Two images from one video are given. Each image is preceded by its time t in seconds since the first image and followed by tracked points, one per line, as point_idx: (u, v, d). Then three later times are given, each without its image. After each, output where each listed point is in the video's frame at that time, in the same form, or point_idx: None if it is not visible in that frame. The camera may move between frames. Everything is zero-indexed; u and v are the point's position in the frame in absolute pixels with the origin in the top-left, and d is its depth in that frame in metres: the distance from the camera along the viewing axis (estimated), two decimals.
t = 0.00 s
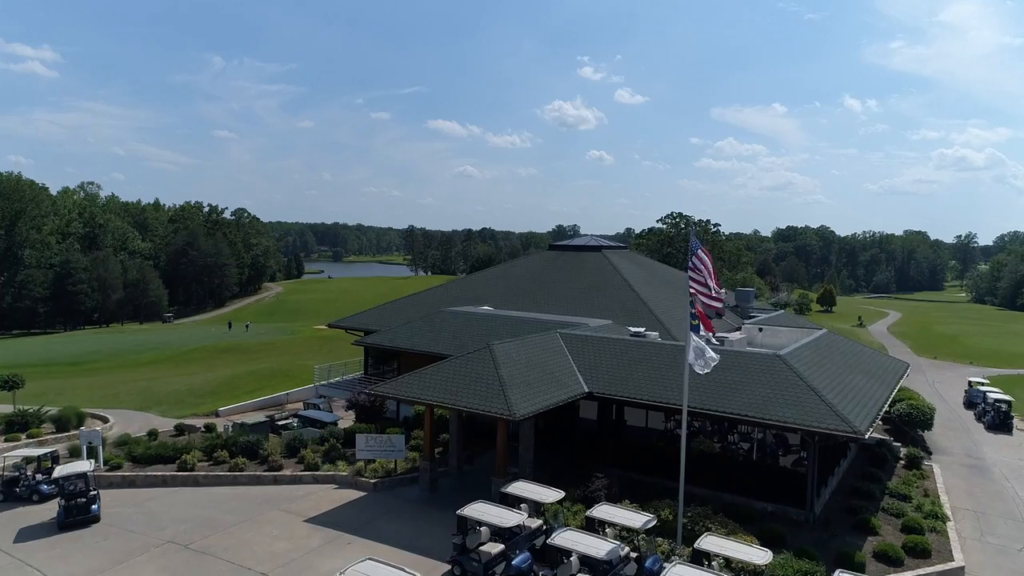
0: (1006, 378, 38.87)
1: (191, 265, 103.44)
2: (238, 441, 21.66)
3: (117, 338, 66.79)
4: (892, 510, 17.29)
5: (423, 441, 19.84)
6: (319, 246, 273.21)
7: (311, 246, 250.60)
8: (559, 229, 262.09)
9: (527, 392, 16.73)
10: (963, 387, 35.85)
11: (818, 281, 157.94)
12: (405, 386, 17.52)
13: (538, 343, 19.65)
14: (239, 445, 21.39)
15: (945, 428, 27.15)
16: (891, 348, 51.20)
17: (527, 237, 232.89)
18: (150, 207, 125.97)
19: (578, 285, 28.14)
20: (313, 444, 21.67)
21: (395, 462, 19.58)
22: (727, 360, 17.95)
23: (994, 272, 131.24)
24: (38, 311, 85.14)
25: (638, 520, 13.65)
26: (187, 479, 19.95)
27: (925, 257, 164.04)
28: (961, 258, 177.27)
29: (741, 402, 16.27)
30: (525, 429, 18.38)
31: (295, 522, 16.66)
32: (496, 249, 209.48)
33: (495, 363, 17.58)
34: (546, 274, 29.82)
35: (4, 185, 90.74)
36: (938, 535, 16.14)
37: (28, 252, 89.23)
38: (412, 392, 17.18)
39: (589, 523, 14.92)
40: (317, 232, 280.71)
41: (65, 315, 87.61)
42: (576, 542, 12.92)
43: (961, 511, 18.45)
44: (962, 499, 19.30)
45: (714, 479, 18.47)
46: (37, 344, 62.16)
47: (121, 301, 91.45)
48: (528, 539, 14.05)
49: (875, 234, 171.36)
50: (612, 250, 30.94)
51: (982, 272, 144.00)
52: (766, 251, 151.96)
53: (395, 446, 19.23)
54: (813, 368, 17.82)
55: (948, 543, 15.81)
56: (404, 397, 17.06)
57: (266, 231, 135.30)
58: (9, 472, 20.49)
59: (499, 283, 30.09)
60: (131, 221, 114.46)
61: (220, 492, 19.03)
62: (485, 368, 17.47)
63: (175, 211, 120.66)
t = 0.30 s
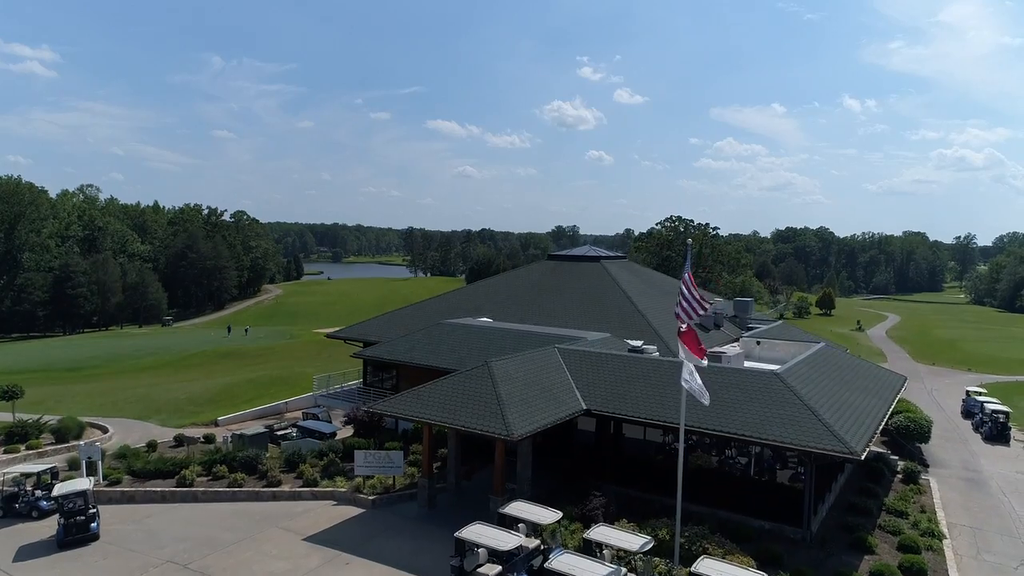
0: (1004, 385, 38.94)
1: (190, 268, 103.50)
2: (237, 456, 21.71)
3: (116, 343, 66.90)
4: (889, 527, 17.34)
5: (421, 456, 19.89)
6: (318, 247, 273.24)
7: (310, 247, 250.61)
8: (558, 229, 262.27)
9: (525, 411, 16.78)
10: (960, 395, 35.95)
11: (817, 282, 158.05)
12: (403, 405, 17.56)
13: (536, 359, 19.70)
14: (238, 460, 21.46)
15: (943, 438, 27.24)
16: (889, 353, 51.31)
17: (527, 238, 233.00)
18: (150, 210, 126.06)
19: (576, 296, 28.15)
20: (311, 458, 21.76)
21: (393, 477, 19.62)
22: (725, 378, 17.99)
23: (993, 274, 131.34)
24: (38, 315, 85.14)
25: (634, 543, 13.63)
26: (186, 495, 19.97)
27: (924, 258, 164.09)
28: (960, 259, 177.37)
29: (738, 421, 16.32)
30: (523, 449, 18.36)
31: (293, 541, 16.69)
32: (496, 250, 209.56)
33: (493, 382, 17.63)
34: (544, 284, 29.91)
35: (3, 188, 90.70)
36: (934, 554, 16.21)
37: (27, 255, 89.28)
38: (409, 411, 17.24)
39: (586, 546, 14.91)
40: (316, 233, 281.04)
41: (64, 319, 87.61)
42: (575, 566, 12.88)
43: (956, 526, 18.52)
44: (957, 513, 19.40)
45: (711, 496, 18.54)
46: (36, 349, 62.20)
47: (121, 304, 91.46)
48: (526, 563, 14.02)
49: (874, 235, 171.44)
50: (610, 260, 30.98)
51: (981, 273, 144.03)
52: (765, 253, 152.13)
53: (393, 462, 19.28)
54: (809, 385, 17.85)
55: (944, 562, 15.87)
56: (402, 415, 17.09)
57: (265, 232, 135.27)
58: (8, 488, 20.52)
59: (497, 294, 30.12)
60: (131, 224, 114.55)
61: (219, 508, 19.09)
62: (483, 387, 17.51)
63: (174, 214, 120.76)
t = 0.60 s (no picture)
0: (1003, 393, 38.98)
1: (190, 271, 103.48)
2: (236, 470, 21.80)
3: (116, 348, 66.93)
4: (886, 544, 17.41)
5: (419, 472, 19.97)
6: (318, 247, 273.33)
7: (310, 247, 250.42)
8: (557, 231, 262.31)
9: (523, 429, 16.84)
10: (958, 403, 35.97)
11: (817, 284, 158.17)
12: (400, 423, 17.60)
13: (533, 375, 19.74)
14: (237, 474, 21.55)
15: (940, 449, 27.32)
16: (888, 359, 51.34)
17: (526, 239, 233.02)
18: (150, 213, 126.12)
19: (575, 307, 28.21)
20: (310, 472, 21.87)
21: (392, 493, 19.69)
22: (721, 396, 18.04)
23: (993, 276, 131.24)
24: (37, 319, 85.02)
25: (632, 565, 13.68)
26: (185, 510, 20.04)
27: (924, 259, 164.02)
28: (959, 260, 177.30)
29: (734, 440, 16.39)
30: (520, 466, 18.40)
31: (291, 559, 16.75)
32: (495, 252, 209.53)
33: (490, 400, 17.67)
34: (543, 294, 29.98)
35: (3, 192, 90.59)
36: (930, 572, 16.29)
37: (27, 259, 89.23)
38: (406, 429, 17.30)
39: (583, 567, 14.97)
40: (316, 234, 281.00)
41: (64, 322, 87.50)
42: None
43: (954, 542, 18.60)
44: (954, 528, 19.47)
45: (708, 513, 18.62)
46: (36, 355, 62.19)
47: (120, 307, 91.39)
48: None
49: (874, 237, 171.41)
50: (609, 270, 31.03)
51: (981, 274, 143.94)
52: (765, 254, 152.24)
53: (392, 478, 19.34)
54: (805, 403, 17.91)
55: None
56: (399, 434, 17.15)
57: (264, 235, 135.23)
58: (7, 503, 20.57)
59: (496, 305, 30.16)
60: (130, 226, 114.48)
61: (218, 524, 19.15)
62: (481, 405, 17.56)
63: (174, 217, 120.79)
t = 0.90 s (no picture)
0: (1001, 401, 39.02)
1: (189, 274, 103.50)
2: (235, 484, 21.85)
3: (115, 353, 66.96)
4: (883, 562, 17.43)
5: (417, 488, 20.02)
6: (318, 248, 273.35)
7: (310, 248, 250.32)
8: (557, 231, 262.50)
9: (520, 448, 16.87)
10: (957, 411, 35.98)
11: (816, 286, 158.38)
12: (398, 442, 17.64)
13: (531, 392, 19.77)
14: (236, 489, 21.60)
15: (938, 460, 27.36)
16: (886, 364, 51.41)
17: (526, 240, 233.09)
18: (149, 216, 126.19)
19: (573, 319, 28.25)
20: (308, 486, 21.92)
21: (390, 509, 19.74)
22: (719, 414, 18.07)
23: (992, 277, 131.29)
24: (37, 323, 84.97)
25: None
26: (184, 526, 20.07)
27: (923, 260, 164.01)
28: (959, 261, 177.38)
29: (731, 459, 16.40)
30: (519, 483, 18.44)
31: None
32: (495, 253, 209.79)
33: (487, 418, 17.68)
34: (542, 305, 30.03)
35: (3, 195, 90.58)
36: None
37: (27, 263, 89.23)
38: (404, 449, 17.32)
39: None
40: (316, 235, 281.00)
41: (64, 326, 87.43)
42: None
43: (949, 558, 18.66)
44: (950, 544, 19.52)
45: (706, 530, 18.63)
46: (35, 360, 62.18)
47: (120, 311, 91.37)
48: None
49: (873, 238, 171.49)
50: (607, 281, 31.07)
51: (980, 276, 144.06)
52: (764, 256, 152.40)
53: (390, 494, 19.39)
54: (802, 421, 17.92)
55: None
56: (397, 453, 17.17)
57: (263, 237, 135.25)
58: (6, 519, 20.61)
59: (494, 315, 30.19)
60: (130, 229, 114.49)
61: (216, 541, 19.19)
62: (479, 423, 17.58)
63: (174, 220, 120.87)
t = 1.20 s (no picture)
0: (1000, 408, 39.09)
1: (189, 277, 103.48)
2: (234, 500, 21.95)
3: (115, 358, 66.92)
4: None
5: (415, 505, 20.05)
6: (318, 249, 273.38)
7: (309, 250, 250.23)
8: (557, 233, 262.60)
9: (519, 467, 16.92)
10: (955, 420, 36.04)
11: (816, 288, 158.64)
12: (399, 460, 17.72)
13: (530, 409, 19.84)
14: (235, 505, 21.69)
15: (937, 471, 27.42)
16: (885, 370, 51.44)
17: (526, 241, 233.15)
18: (149, 219, 126.22)
19: (572, 330, 28.28)
20: (308, 501, 21.98)
21: (390, 526, 19.80)
22: (718, 433, 18.13)
23: (992, 279, 131.37)
24: (36, 326, 84.86)
25: None
26: (184, 542, 20.11)
27: (922, 262, 164.07)
28: (958, 263, 177.50)
29: (731, 479, 16.44)
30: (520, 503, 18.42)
31: None
32: (494, 255, 209.81)
33: (487, 437, 17.71)
34: (541, 315, 30.06)
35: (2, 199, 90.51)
36: None
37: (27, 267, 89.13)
38: (404, 467, 17.38)
39: None
40: (315, 236, 280.89)
41: (63, 330, 87.31)
42: None
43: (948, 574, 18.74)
44: (948, 559, 19.59)
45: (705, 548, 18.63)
46: (35, 366, 62.12)
47: (120, 314, 91.32)
48: None
49: (872, 240, 171.64)
50: (606, 292, 31.10)
51: (980, 277, 144.08)
52: (764, 258, 152.49)
53: (389, 512, 19.42)
54: (799, 439, 18.00)
55: None
56: (398, 472, 17.23)
57: (263, 240, 135.29)
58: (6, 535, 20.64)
59: (493, 326, 30.20)
60: (129, 232, 114.44)
61: (215, 558, 19.22)
62: (479, 441, 17.65)
63: (173, 223, 120.84)
